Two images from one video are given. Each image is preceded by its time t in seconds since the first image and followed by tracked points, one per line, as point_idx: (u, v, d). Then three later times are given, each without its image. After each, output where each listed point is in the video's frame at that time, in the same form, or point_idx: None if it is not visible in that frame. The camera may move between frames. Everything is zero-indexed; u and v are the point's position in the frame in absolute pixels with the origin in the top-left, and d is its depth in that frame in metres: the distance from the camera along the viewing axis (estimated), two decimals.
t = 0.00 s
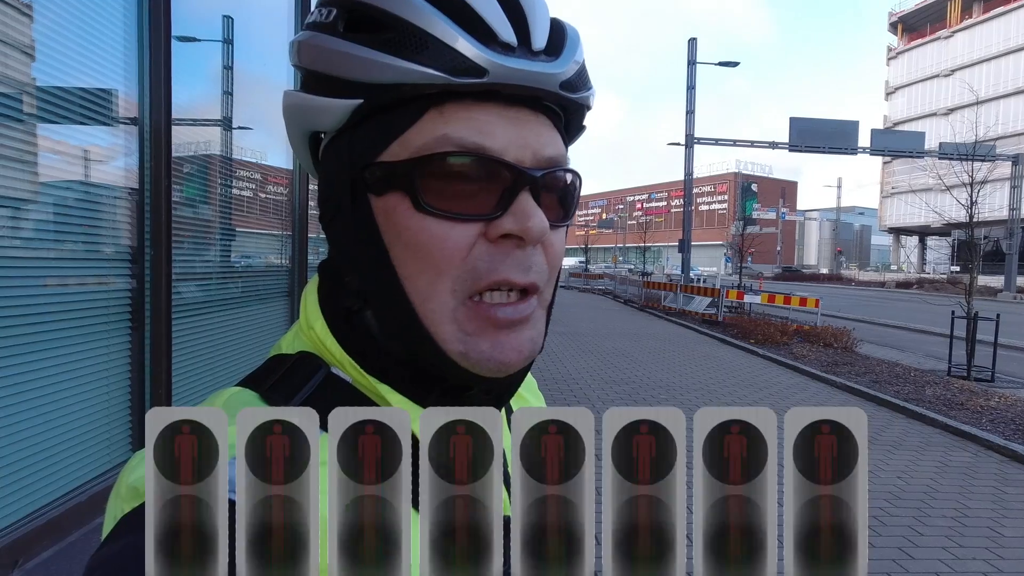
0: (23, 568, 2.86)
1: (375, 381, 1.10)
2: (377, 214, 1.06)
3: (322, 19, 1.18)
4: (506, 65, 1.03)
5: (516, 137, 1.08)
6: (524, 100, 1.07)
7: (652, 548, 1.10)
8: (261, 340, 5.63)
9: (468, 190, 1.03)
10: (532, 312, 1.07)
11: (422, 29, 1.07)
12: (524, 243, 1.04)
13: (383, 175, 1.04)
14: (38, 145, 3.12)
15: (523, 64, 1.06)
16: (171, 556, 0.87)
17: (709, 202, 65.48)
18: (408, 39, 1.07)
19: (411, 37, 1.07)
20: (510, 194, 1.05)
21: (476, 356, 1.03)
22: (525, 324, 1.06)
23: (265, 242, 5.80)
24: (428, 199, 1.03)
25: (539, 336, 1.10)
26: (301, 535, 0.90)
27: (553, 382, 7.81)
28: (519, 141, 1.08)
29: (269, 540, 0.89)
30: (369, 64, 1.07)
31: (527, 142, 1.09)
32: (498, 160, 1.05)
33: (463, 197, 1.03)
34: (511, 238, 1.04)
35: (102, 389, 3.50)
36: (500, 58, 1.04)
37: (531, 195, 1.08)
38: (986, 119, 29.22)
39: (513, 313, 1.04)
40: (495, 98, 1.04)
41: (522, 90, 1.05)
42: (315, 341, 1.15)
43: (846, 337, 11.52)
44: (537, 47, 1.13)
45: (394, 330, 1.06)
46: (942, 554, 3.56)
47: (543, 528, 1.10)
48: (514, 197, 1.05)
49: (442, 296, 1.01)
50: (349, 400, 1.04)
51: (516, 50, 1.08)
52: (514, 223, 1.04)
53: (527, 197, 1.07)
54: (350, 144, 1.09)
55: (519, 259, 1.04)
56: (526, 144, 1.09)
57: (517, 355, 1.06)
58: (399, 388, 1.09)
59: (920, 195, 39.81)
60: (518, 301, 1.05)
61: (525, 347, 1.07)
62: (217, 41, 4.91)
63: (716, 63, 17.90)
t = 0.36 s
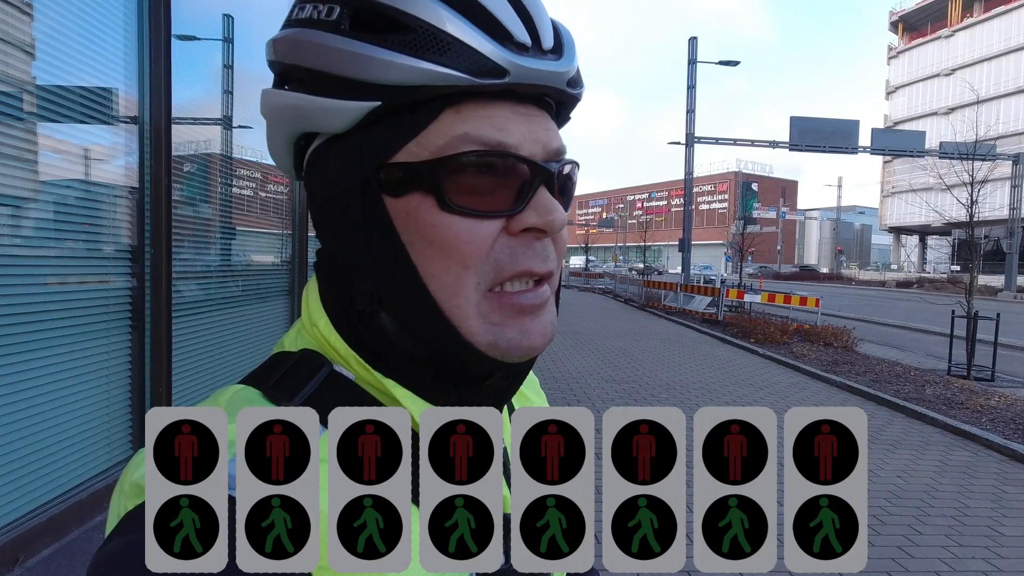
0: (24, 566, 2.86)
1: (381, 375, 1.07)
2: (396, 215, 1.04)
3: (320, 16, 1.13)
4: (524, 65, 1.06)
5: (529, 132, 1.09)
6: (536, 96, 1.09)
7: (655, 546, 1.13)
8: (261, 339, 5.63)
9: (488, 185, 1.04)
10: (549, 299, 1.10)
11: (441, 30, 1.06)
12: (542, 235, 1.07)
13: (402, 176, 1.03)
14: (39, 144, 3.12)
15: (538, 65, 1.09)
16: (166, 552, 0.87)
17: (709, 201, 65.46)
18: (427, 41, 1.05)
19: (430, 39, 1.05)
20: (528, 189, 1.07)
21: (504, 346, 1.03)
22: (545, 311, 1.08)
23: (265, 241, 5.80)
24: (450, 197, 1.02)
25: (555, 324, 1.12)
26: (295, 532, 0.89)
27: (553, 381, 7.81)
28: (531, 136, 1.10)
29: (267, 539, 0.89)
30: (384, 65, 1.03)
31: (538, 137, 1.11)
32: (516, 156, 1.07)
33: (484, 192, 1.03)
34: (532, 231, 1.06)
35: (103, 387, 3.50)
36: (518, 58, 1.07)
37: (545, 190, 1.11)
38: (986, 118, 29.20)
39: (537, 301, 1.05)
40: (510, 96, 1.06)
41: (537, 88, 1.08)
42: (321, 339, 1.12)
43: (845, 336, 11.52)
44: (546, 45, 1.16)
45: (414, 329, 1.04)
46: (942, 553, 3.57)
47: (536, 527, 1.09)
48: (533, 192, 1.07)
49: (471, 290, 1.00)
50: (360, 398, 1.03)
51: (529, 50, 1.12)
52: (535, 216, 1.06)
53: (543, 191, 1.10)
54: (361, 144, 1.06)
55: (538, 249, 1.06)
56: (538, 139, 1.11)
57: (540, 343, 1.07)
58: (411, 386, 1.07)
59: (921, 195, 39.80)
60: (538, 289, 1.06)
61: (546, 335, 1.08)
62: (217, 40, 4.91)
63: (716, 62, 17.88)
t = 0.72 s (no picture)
0: (27, 564, 2.87)
1: (378, 372, 1.07)
2: (405, 214, 1.04)
3: (332, 10, 1.12)
4: (538, 66, 1.07)
5: (538, 133, 1.10)
6: (544, 97, 1.10)
7: (655, 546, 1.13)
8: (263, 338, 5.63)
9: (498, 186, 1.04)
10: (552, 298, 1.11)
11: (457, 30, 1.06)
12: (549, 236, 1.08)
13: (413, 176, 1.03)
14: (42, 143, 3.13)
15: (551, 66, 1.10)
16: (166, 552, 0.87)
17: (711, 200, 65.38)
18: (444, 39, 1.05)
19: (447, 38, 1.05)
20: (536, 190, 1.08)
21: (510, 347, 1.03)
22: (548, 310, 1.09)
23: (267, 240, 5.81)
24: (461, 197, 1.02)
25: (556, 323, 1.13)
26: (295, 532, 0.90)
27: (554, 380, 7.80)
28: (540, 136, 1.10)
29: (267, 538, 0.89)
30: (397, 62, 1.03)
31: (546, 137, 1.11)
32: (526, 156, 1.07)
33: (494, 193, 1.03)
34: (540, 232, 1.07)
35: (104, 385, 3.51)
36: (531, 60, 1.07)
37: (552, 191, 1.12)
38: (989, 117, 29.10)
39: (541, 302, 1.06)
40: (521, 96, 1.06)
41: (547, 89, 1.08)
42: (319, 338, 1.12)
43: (847, 335, 11.50)
44: (558, 47, 1.17)
45: (421, 330, 1.05)
46: (944, 552, 3.56)
47: (536, 527, 1.09)
48: (541, 194, 1.08)
49: (480, 292, 1.01)
50: (362, 396, 1.03)
51: (541, 51, 1.12)
52: (542, 218, 1.07)
53: (550, 191, 1.10)
54: (369, 142, 1.05)
55: (544, 251, 1.07)
56: (546, 139, 1.11)
57: (544, 343, 1.08)
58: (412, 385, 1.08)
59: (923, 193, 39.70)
60: (543, 289, 1.07)
61: (550, 335, 1.09)
62: (218, 40, 4.91)
63: (717, 61, 17.84)
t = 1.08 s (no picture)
0: (33, 562, 2.89)
1: (380, 375, 1.08)
2: (413, 216, 1.04)
3: (343, 11, 1.12)
4: (548, 71, 1.07)
5: (547, 138, 1.10)
6: (552, 101, 1.10)
7: (655, 546, 1.13)
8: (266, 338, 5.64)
9: (506, 190, 1.04)
10: (557, 303, 1.10)
11: (469, 33, 1.06)
12: (556, 241, 1.08)
13: (421, 179, 1.03)
14: (48, 144, 3.14)
15: (560, 71, 1.10)
16: (166, 552, 0.87)
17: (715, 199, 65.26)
18: (455, 42, 1.05)
19: (459, 40, 1.05)
20: (544, 194, 1.08)
21: (516, 350, 1.03)
22: (554, 314, 1.08)
23: (270, 240, 5.82)
24: (470, 201, 1.02)
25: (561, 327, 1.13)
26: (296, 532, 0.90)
27: (557, 380, 7.80)
28: (549, 141, 1.10)
29: (267, 539, 0.90)
30: (408, 63, 1.03)
31: (554, 142, 1.11)
32: (534, 160, 1.07)
33: (503, 197, 1.03)
34: (547, 236, 1.07)
35: (109, 385, 3.52)
36: (541, 64, 1.08)
37: (560, 196, 1.12)
38: (995, 116, 28.95)
39: (547, 306, 1.05)
40: (530, 100, 1.07)
41: (556, 94, 1.08)
42: (320, 340, 1.13)
43: (852, 335, 11.46)
44: (566, 52, 1.17)
45: (427, 332, 1.04)
46: (948, 553, 3.54)
47: (536, 527, 1.09)
48: (549, 198, 1.08)
49: (487, 295, 1.01)
50: (365, 399, 1.03)
51: (551, 56, 1.13)
52: (550, 222, 1.07)
53: (558, 197, 1.10)
54: (377, 143, 1.06)
55: (551, 255, 1.07)
56: (553, 144, 1.11)
57: (550, 347, 1.07)
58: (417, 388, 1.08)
59: (928, 193, 39.54)
60: (549, 293, 1.07)
61: (556, 340, 1.09)
62: (222, 41, 4.92)
63: (721, 61, 17.78)
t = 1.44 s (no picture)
0: (37, 560, 2.90)
1: (381, 375, 1.08)
2: (416, 215, 1.04)
3: (349, 9, 1.12)
4: (552, 71, 1.07)
5: (550, 138, 1.09)
6: (556, 102, 1.10)
7: (655, 546, 1.13)
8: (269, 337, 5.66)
9: (510, 190, 1.04)
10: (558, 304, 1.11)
11: (474, 32, 1.06)
12: (558, 241, 1.08)
13: (424, 177, 1.03)
14: (51, 143, 3.15)
15: (565, 72, 1.10)
16: (166, 553, 0.88)
17: (717, 199, 65.21)
18: (459, 41, 1.05)
19: (463, 40, 1.06)
20: (547, 195, 1.08)
21: (516, 349, 1.03)
22: (554, 316, 1.09)
23: (273, 239, 5.83)
24: (474, 200, 1.02)
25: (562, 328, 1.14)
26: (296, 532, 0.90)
27: (558, 380, 7.81)
28: (552, 142, 1.10)
29: (267, 538, 0.90)
30: (413, 62, 1.03)
31: (557, 143, 1.11)
32: (538, 161, 1.07)
33: (506, 197, 1.03)
34: (549, 237, 1.07)
35: (112, 383, 3.53)
36: (546, 65, 1.08)
37: (563, 197, 1.12)
38: (998, 116, 28.87)
39: (547, 306, 1.06)
40: (534, 102, 1.07)
41: (560, 95, 1.09)
42: (322, 339, 1.13)
43: (854, 336, 11.44)
44: (571, 53, 1.17)
45: (428, 330, 1.05)
46: (950, 554, 3.54)
47: (537, 527, 1.09)
48: (551, 200, 1.08)
49: (487, 295, 1.01)
50: (366, 399, 1.04)
51: (556, 57, 1.13)
52: (552, 223, 1.07)
53: (561, 197, 1.10)
54: (381, 143, 1.06)
55: (552, 256, 1.07)
56: (557, 145, 1.11)
57: (549, 347, 1.08)
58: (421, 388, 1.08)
59: (931, 193, 39.45)
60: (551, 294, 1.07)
61: (556, 340, 1.09)
62: (225, 41, 4.94)
63: (723, 61, 17.75)
